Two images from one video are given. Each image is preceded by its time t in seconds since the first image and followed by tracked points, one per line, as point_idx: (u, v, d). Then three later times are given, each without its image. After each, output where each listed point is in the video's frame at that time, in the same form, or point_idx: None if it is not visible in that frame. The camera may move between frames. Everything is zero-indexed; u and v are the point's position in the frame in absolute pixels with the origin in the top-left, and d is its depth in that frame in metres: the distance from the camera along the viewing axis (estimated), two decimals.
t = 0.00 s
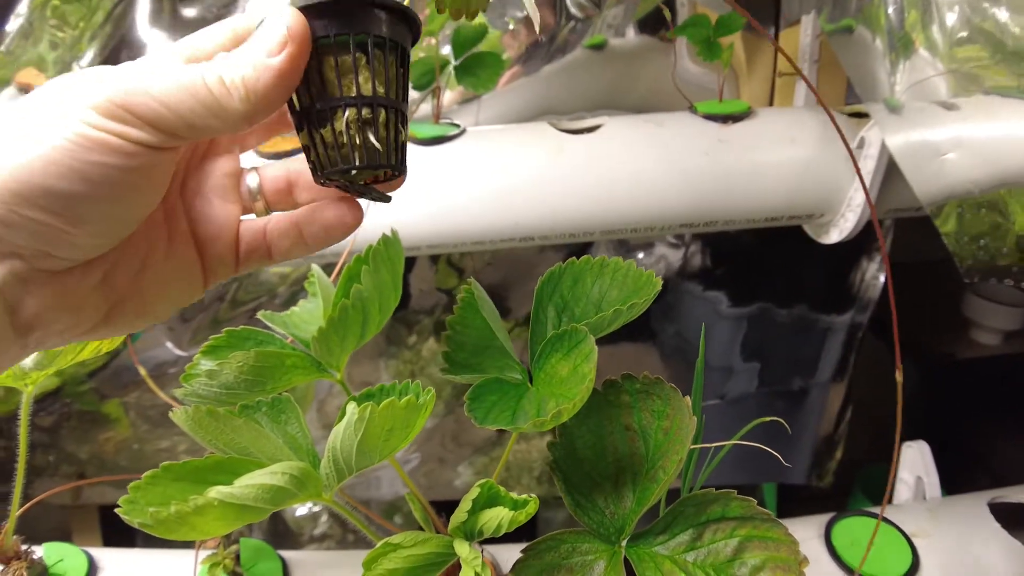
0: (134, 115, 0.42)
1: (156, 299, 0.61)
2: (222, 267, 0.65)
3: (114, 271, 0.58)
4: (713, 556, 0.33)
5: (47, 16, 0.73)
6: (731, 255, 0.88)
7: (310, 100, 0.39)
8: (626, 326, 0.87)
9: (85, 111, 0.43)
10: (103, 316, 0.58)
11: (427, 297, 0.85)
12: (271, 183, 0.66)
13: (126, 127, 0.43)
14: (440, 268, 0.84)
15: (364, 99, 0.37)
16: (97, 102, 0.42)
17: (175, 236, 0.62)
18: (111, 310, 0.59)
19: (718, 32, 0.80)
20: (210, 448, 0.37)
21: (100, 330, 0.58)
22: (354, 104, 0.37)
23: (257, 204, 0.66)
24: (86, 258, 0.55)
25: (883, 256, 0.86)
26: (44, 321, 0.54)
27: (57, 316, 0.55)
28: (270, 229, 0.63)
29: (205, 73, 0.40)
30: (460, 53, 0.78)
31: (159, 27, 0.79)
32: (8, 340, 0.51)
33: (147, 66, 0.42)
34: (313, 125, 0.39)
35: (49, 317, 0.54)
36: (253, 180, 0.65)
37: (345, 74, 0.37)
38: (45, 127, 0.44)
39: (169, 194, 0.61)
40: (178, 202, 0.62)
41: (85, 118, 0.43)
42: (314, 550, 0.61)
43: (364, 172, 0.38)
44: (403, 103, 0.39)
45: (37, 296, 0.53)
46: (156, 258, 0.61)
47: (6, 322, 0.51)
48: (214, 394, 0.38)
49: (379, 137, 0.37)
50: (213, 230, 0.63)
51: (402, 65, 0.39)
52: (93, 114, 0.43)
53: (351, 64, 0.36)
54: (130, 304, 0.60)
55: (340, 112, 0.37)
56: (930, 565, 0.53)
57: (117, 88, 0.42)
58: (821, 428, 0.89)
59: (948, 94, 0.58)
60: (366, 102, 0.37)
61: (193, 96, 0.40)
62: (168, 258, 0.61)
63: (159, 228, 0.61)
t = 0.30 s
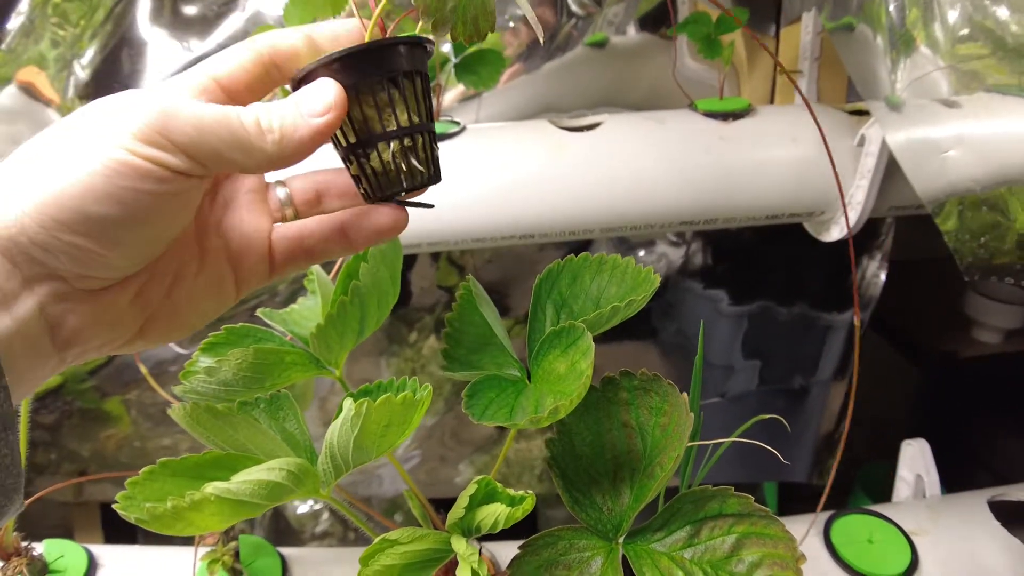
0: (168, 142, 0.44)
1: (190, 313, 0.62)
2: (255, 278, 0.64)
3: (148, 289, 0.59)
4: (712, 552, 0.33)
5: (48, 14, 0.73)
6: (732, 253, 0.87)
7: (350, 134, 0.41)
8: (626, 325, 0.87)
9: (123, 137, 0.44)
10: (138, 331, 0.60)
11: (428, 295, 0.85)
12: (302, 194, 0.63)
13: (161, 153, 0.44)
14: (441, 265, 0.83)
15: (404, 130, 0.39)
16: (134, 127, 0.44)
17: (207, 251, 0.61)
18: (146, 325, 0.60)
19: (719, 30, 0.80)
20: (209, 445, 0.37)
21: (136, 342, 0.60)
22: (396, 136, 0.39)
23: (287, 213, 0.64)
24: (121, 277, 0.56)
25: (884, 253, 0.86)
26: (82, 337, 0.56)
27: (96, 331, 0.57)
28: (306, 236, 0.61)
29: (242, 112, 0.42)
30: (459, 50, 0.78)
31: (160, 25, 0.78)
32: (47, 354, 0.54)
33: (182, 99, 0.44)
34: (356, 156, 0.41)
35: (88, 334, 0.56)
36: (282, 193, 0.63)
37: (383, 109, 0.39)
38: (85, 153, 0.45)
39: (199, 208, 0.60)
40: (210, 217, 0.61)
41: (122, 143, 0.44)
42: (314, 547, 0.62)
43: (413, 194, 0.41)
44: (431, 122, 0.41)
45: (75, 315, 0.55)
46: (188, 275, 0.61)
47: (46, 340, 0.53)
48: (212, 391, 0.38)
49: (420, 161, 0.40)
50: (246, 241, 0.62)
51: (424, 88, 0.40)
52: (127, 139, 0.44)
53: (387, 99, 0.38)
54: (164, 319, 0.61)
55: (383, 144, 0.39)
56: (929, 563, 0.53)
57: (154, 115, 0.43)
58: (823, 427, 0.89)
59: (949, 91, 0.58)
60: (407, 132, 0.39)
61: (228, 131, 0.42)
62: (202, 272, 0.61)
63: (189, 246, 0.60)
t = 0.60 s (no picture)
0: (161, 135, 0.44)
1: (191, 307, 0.62)
2: (257, 273, 0.64)
3: (148, 285, 0.59)
4: (706, 551, 0.33)
5: (48, 13, 0.73)
6: (732, 252, 0.87)
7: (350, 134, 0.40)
8: (625, 323, 0.87)
9: (118, 131, 0.44)
10: (139, 326, 0.60)
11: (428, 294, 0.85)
12: (301, 186, 0.63)
13: (155, 146, 0.44)
14: (441, 264, 0.83)
15: (408, 135, 0.39)
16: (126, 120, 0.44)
17: (208, 245, 0.61)
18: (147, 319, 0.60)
19: (717, 29, 0.80)
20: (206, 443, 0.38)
21: (137, 336, 0.60)
22: (400, 141, 0.40)
23: (288, 207, 0.64)
24: (121, 273, 0.56)
25: (883, 252, 0.85)
26: (84, 332, 0.57)
27: (97, 327, 0.57)
28: (307, 231, 0.61)
29: (239, 107, 0.42)
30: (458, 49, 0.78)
31: (160, 24, 0.78)
32: (49, 350, 0.54)
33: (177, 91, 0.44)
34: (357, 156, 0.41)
35: (89, 329, 0.57)
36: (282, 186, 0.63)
37: (387, 114, 0.39)
38: (80, 149, 0.45)
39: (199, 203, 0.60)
40: (210, 212, 0.61)
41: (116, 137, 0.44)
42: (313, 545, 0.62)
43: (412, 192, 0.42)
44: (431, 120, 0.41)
45: (75, 311, 0.55)
46: (188, 270, 0.61)
47: (48, 336, 0.54)
48: (209, 389, 0.38)
49: (422, 165, 0.41)
50: (248, 236, 0.62)
51: (424, 88, 0.40)
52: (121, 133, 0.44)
53: (391, 105, 0.38)
54: (166, 313, 0.61)
55: (386, 147, 0.40)
56: (926, 562, 0.53)
57: (147, 108, 0.43)
58: (821, 426, 0.90)
59: (948, 90, 0.57)
60: (410, 137, 0.40)
61: (224, 125, 0.42)
62: (203, 267, 0.61)
63: (188, 241, 0.60)
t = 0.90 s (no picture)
0: (160, 133, 0.43)
1: (188, 306, 0.62)
2: (253, 271, 0.64)
3: (145, 283, 0.59)
4: (706, 550, 0.33)
5: (48, 12, 0.73)
6: (733, 250, 0.86)
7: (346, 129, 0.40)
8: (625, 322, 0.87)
9: (116, 130, 0.44)
10: (136, 323, 0.60)
11: (428, 293, 0.85)
12: (297, 186, 0.63)
13: (153, 144, 0.44)
14: (441, 263, 0.83)
15: (404, 129, 0.39)
16: (125, 118, 0.44)
17: (205, 244, 0.61)
18: (144, 317, 0.60)
19: (717, 27, 0.80)
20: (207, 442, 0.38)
21: (134, 334, 0.60)
22: (397, 135, 0.39)
23: (284, 207, 0.64)
24: (118, 271, 0.56)
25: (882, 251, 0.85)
26: (81, 330, 0.57)
27: (94, 324, 0.57)
28: (302, 231, 0.61)
29: (238, 103, 0.42)
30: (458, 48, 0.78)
31: (160, 22, 0.78)
32: (46, 347, 0.54)
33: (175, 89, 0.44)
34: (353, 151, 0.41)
35: (86, 326, 0.57)
36: (279, 185, 0.63)
37: (384, 107, 0.38)
38: (78, 146, 0.45)
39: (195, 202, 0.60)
40: (207, 211, 0.61)
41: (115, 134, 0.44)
42: (313, 544, 0.62)
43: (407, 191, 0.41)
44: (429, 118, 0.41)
45: (72, 309, 0.55)
46: (186, 268, 0.61)
47: (44, 334, 0.54)
48: (209, 388, 0.38)
49: (418, 162, 0.41)
50: (243, 236, 0.62)
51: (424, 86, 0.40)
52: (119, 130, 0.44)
53: (389, 98, 0.38)
54: (163, 311, 0.61)
55: (381, 141, 0.39)
56: (925, 561, 0.53)
57: (147, 105, 0.43)
58: (820, 425, 0.90)
59: (950, 89, 0.57)
60: (407, 131, 0.39)
61: (223, 121, 0.42)
62: (199, 265, 0.61)
63: (186, 239, 0.60)
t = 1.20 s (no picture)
0: (161, 129, 0.43)
1: (189, 304, 0.63)
2: (253, 269, 0.64)
3: (146, 282, 0.59)
4: (707, 549, 0.33)
5: (49, 11, 0.73)
6: (732, 250, 0.87)
7: (348, 109, 0.40)
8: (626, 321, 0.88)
9: (117, 128, 0.44)
10: (136, 322, 0.60)
11: (428, 293, 0.85)
12: (297, 187, 0.63)
13: (154, 141, 0.44)
14: (442, 263, 0.84)
15: (404, 111, 0.38)
16: (125, 116, 0.43)
17: (204, 243, 0.61)
18: (144, 316, 0.61)
19: (718, 27, 0.80)
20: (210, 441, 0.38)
21: (134, 334, 0.61)
22: (396, 116, 0.38)
23: (282, 208, 0.65)
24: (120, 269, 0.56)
25: (883, 251, 0.86)
26: (80, 328, 0.57)
27: (94, 324, 0.57)
28: (299, 231, 0.62)
29: (236, 91, 0.41)
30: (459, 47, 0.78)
31: (160, 21, 0.79)
32: (46, 347, 0.54)
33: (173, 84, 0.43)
34: (352, 133, 0.40)
35: (86, 325, 0.57)
36: (278, 185, 0.64)
37: (387, 87, 0.38)
38: (79, 143, 0.45)
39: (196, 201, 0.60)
40: (206, 210, 0.61)
41: (115, 132, 0.44)
42: (314, 543, 0.62)
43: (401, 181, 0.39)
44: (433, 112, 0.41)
45: (73, 307, 0.56)
46: (186, 267, 0.61)
47: (45, 333, 0.54)
48: (212, 388, 0.38)
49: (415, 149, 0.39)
50: (243, 234, 0.62)
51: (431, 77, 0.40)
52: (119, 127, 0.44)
53: (393, 77, 0.38)
54: (163, 310, 0.61)
55: (380, 122, 0.38)
56: (925, 560, 0.53)
57: (147, 102, 0.43)
58: (822, 425, 0.89)
59: (950, 88, 0.58)
60: (407, 114, 0.38)
61: (222, 111, 0.41)
62: (199, 264, 0.61)
63: (186, 238, 0.60)
